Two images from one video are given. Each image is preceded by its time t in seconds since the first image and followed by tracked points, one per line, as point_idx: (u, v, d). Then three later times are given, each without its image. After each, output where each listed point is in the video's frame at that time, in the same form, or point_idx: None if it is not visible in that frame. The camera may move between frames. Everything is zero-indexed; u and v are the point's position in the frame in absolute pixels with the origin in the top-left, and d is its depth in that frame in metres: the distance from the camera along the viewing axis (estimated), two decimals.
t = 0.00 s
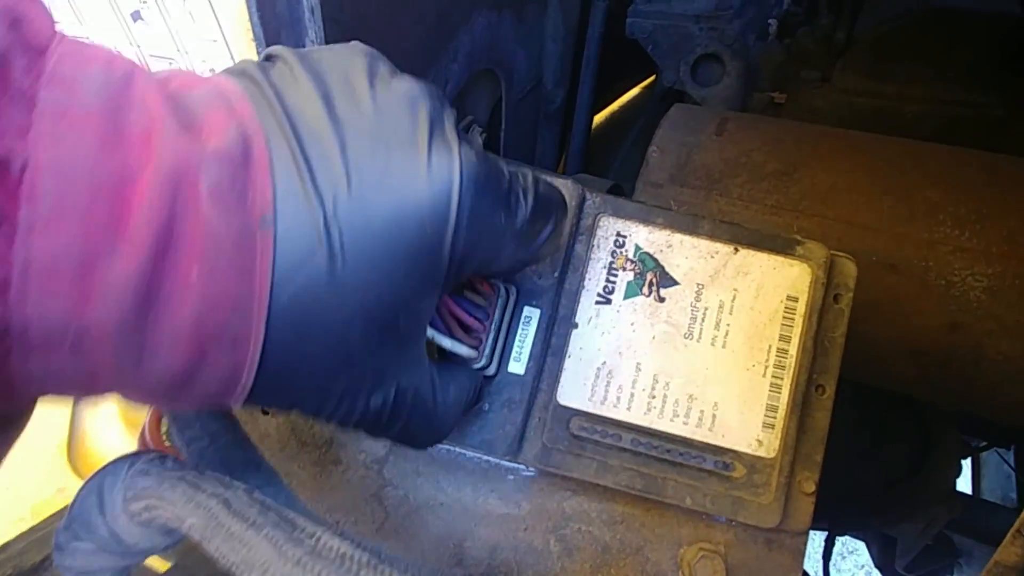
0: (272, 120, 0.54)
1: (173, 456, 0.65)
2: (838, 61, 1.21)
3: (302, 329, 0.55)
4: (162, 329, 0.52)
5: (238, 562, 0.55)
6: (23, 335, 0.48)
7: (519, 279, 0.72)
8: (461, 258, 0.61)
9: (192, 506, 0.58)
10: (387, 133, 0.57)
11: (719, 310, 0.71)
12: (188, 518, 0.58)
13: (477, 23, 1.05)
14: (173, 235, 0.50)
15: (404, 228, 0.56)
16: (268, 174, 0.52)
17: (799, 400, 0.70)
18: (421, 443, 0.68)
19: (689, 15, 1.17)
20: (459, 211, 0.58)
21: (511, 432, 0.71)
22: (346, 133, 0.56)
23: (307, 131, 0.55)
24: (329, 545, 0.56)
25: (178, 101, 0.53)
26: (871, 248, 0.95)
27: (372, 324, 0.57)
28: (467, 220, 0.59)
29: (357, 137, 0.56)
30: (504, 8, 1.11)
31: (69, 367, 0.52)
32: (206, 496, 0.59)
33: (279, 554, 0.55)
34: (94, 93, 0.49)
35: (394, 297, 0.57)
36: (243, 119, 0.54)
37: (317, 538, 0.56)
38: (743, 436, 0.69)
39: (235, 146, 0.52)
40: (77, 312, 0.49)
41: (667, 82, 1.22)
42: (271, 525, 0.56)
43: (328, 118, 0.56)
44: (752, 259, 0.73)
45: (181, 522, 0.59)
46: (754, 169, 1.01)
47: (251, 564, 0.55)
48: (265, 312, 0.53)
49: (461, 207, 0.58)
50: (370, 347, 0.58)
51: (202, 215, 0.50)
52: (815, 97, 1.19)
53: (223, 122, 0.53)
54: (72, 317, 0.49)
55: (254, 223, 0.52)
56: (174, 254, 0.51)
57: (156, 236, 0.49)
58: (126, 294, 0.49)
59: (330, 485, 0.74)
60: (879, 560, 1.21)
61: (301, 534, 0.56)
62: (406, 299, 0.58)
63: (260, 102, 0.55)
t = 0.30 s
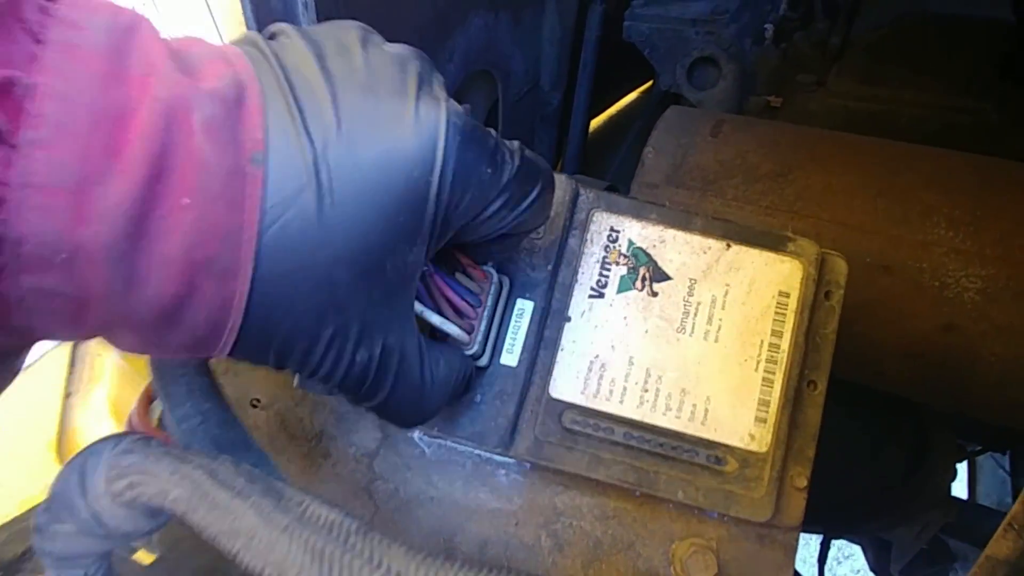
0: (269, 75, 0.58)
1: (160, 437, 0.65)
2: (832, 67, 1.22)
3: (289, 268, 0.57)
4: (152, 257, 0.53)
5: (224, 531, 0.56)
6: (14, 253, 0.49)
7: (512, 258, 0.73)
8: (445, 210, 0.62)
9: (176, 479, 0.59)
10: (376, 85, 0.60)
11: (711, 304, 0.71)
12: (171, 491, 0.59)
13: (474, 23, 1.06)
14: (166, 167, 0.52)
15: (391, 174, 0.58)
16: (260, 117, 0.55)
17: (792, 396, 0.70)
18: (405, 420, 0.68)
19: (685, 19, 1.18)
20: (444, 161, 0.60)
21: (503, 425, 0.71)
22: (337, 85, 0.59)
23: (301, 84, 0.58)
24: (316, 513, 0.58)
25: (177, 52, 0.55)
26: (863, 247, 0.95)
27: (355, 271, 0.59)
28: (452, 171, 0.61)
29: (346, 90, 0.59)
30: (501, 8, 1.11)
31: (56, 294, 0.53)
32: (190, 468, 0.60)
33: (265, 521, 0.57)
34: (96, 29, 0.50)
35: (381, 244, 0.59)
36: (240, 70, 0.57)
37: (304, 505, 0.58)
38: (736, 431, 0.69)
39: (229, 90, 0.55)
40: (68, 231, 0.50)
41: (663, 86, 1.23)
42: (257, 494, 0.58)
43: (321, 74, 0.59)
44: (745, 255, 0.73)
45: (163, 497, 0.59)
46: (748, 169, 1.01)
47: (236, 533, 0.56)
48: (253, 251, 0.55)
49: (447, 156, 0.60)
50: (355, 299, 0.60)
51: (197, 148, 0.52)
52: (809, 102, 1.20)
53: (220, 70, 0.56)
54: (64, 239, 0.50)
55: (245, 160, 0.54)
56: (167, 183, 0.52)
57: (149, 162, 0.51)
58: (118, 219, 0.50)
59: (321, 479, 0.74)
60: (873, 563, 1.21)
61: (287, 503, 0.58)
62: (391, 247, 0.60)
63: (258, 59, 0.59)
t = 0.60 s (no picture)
0: (256, 74, 0.55)
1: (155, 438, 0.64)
2: (833, 74, 1.22)
3: (283, 278, 0.55)
4: (140, 272, 0.52)
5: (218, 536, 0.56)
6: None
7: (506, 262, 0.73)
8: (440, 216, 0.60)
9: (170, 480, 0.59)
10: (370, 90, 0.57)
11: (711, 310, 0.71)
12: (165, 493, 0.59)
13: (476, 28, 1.06)
14: (154, 180, 0.50)
15: (387, 183, 0.56)
16: (251, 125, 0.53)
17: (790, 402, 0.70)
18: (403, 414, 0.67)
19: (686, 24, 1.17)
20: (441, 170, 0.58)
21: (501, 429, 0.71)
22: (327, 89, 0.56)
23: (289, 85, 0.56)
24: (309, 517, 0.57)
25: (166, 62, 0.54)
26: (862, 254, 0.95)
27: (352, 277, 0.57)
28: (450, 182, 0.59)
29: (338, 93, 0.56)
30: (503, 13, 1.12)
31: (43, 306, 0.52)
32: (183, 470, 0.59)
33: (258, 524, 0.56)
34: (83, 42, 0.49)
35: (377, 252, 0.58)
36: (228, 75, 0.54)
37: (297, 510, 0.57)
38: (734, 437, 0.69)
39: (218, 97, 0.52)
40: (53, 247, 0.49)
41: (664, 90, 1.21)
42: (249, 497, 0.58)
43: (309, 77, 0.56)
44: (745, 261, 0.73)
45: (158, 498, 0.59)
46: (748, 175, 1.02)
47: (229, 536, 0.56)
48: (245, 264, 0.53)
49: (443, 161, 0.58)
50: (349, 306, 0.58)
51: (184, 159, 0.51)
52: (811, 108, 1.20)
53: (209, 76, 0.53)
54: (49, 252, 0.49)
55: (235, 172, 0.52)
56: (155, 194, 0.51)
57: (135, 179, 0.49)
58: (104, 237, 0.49)
59: (318, 480, 0.73)
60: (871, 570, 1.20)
61: (281, 506, 0.57)
62: (387, 251, 0.58)
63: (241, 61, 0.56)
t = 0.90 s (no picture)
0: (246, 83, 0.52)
1: (144, 446, 0.63)
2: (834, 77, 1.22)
3: (278, 301, 0.52)
4: (124, 302, 0.50)
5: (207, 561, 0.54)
6: None
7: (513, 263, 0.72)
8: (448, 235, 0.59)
9: (160, 496, 0.57)
10: (372, 101, 0.54)
11: (714, 310, 0.71)
12: (154, 509, 0.57)
13: (478, 26, 1.06)
14: (137, 199, 0.48)
15: (392, 201, 0.54)
16: (241, 142, 0.50)
17: (792, 404, 0.69)
18: (399, 421, 0.67)
19: (688, 25, 1.16)
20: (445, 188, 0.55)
21: (500, 428, 0.70)
22: (329, 96, 0.54)
23: (286, 92, 0.53)
24: (304, 542, 0.54)
25: (147, 64, 0.50)
26: (864, 257, 0.95)
27: (352, 300, 0.55)
28: (457, 195, 0.57)
29: (341, 103, 0.54)
30: (504, 12, 1.11)
31: (26, 327, 0.51)
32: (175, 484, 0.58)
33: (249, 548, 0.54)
34: (52, 55, 0.47)
35: (379, 273, 0.55)
36: (215, 83, 0.51)
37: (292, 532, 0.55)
38: (735, 439, 0.68)
39: (203, 108, 0.49)
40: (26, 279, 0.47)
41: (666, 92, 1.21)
42: (242, 518, 0.55)
43: (309, 85, 0.53)
44: (749, 260, 0.72)
45: (147, 512, 0.58)
46: (748, 177, 1.01)
47: (218, 559, 0.54)
48: (235, 291, 0.51)
49: (453, 176, 0.56)
50: (350, 323, 0.56)
51: (167, 180, 0.48)
52: (812, 110, 1.20)
53: (193, 82, 0.50)
54: (27, 282, 0.48)
55: (225, 192, 0.49)
56: (137, 220, 0.48)
57: (115, 204, 0.47)
58: (80, 267, 0.47)
59: (313, 477, 0.72)
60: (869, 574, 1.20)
61: (273, 529, 0.55)
62: (391, 273, 0.56)
63: (232, 63, 0.52)
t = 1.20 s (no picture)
0: (263, 90, 0.48)
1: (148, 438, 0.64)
2: (836, 77, 1.22)
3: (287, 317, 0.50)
4: (137, 322, 0.47)
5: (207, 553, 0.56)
6: None
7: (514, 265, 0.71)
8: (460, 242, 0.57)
9: (163, 492, 0.59)
10: (389, 112, 0.52)
11: (715, 310, 0.71)
12: (157, 505, 0.59)
13: (481, 25, 1.06)
14: (149, 215, 0.45)
15: (409, 210, 0.52)
16: (256, 153, 0.47)
17: (794, 403, 0.69)
18: (405, 432, 0.67)
19: (691, 25, 1.16)
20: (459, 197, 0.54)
21: (501, 426, 0.70)
22: (342, 98, 0.51)
23: (302, 97, 0.50)
24: (307, 539, 0.56)
25: (160, 64, 0.47)
26: (865, 258, 0.95)
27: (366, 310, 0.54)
28: (471, 207, 0.56)
29: (356, 107, 0.51)
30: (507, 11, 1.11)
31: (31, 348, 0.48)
32: (178, 481, 0.59)
33: (254, 546, 0.55)
34: (61, 61, 0.43)
35: (393, 280, 0.54)
36: (230, 88, 0.48)
37: (294, 531, 0.56)
38: (736, 439, 0.68)
39: (221, 113, 0.46)
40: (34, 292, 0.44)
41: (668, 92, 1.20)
42: (245, 515, 0.57)
43: (325, 90, 0.50)
44: (751, 260, 0.72)
45: (150, 508, 0.59)
46: (750, 177, 1.01)
47: (224, 555, 0.55)
48: (250, 299, 0.48)
49: (466, 188, 0.54)
50: (359, 334, 0.55)
51: (184, 190, 0.45)
52: (814, 110, 1.20)
53: (207, 90, 0.47)
54: (34, 294, 0.44)
55: (242, 204, 0.47)
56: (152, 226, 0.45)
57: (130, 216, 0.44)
58: (95, 278, 0.44)
59: (316, 473, 0.73)
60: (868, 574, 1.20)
61: (277, 526, 0.56)
62: (405, 282, 0.54)
63: (242, 56, 0.50)
